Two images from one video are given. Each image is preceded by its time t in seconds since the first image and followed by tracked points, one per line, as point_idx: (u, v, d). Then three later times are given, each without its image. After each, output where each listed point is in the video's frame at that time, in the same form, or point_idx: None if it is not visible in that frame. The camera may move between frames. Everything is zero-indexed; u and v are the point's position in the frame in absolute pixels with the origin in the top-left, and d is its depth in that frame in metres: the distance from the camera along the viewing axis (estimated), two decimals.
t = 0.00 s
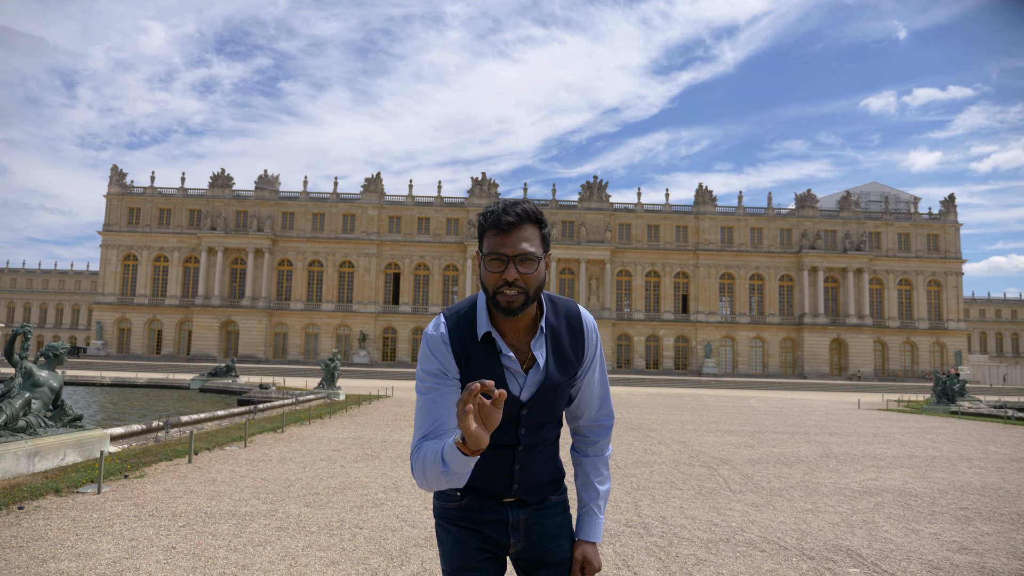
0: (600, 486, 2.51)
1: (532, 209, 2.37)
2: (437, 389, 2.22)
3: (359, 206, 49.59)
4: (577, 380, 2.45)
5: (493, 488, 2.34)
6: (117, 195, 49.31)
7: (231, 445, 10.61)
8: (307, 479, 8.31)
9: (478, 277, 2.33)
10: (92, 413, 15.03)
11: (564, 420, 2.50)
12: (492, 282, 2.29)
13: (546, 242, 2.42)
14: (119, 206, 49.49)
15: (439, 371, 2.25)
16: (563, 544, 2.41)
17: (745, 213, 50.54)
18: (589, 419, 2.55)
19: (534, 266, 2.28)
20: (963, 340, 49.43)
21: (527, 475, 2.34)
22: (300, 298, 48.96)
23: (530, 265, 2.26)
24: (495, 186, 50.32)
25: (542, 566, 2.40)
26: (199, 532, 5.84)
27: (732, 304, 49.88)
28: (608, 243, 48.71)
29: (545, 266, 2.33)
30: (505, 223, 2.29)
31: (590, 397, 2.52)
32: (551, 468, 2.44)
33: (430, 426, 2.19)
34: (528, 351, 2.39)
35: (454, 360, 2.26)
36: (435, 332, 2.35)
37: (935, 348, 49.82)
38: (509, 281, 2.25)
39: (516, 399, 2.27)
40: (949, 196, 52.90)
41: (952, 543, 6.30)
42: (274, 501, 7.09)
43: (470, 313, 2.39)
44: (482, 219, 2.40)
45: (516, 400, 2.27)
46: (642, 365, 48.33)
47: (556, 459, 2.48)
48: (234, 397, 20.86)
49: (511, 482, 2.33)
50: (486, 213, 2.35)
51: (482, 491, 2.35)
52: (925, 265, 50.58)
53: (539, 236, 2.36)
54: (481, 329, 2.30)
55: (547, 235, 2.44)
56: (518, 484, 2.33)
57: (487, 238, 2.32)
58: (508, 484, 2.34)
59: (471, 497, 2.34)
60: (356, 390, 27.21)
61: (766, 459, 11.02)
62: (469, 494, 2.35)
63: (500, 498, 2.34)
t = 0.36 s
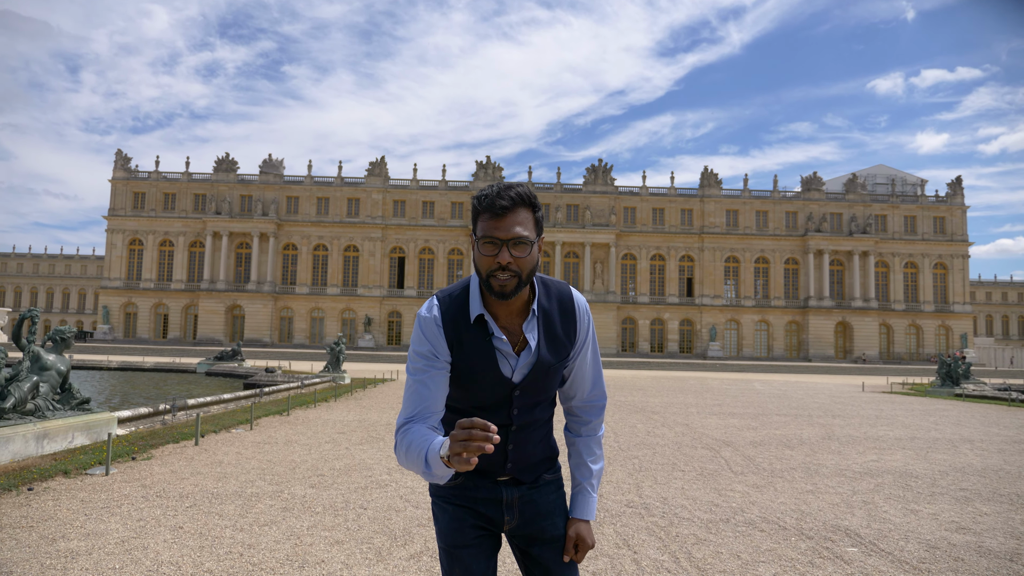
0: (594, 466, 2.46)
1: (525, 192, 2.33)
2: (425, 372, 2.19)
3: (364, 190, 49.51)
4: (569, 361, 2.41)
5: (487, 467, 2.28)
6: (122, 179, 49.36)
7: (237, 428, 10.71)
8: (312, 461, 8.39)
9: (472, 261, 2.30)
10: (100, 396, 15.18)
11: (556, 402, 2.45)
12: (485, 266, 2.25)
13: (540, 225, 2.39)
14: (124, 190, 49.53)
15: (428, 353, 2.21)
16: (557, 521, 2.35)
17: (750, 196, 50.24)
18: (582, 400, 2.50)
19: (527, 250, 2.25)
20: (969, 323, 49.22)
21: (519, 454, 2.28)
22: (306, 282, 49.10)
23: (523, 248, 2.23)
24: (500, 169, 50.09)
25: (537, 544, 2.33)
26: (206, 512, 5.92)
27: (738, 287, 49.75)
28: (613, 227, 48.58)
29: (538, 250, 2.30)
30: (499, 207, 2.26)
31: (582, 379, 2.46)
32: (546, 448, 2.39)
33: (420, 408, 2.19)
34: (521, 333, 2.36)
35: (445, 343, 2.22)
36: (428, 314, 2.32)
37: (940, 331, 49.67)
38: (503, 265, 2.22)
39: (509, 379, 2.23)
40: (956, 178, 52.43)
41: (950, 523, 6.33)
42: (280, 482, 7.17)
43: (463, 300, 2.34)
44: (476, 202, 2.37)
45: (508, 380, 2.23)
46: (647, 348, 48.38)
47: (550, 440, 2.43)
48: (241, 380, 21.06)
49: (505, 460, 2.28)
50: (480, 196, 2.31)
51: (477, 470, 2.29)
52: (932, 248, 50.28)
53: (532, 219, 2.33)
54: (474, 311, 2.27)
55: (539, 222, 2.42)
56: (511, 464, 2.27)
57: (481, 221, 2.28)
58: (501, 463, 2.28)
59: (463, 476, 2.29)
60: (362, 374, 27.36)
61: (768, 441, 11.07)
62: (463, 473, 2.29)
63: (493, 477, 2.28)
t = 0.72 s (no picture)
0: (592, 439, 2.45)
1: (517, 157, 2.33)
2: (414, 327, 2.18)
3: (369, 177, 49.46)
4: (563, 327, 2.40)
5: (485, 444, 2.26)
6: (127, 167, 49.42)
7: (243, 415, 10.80)
8: (317, 447, 8.46)
9: (463, 222, 2.29)
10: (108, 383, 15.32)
11: (552, 370, 2.44)
12: (478, 227, 2.25)
13: (531, 190, 2.39)
14: (130, 178, 49.60)
15: (417, 309, 2.22)
16: (558, 498, 2.32)
17: (757, 183, 49.94)
18: (576, 369, 2.48)
19: (518, 213, 2.24)
20: (975, 312, 48.98)
21: (517, 426, 2.26)
22: (311, 270, 49.23)
23: (515, 210, 2.22)
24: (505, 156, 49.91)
25: (537, 522, 2.28)
26: (212, 498, 5.98)
27: (743, 276, 49.59)
28: (618, 215, 48.43)
29: (528, 213, 2.30)
30: (492, 169, 2.25)
31: (576, 350, 2.46)
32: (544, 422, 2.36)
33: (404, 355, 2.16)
34: (514, 297, 2.37)
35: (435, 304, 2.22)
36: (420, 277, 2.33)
37: (946, 320, 49.45)
38: (495, 227, 2.21)
39: (503, 342, 2.21)
40: (964, 165, 51.99)
41: (951, 511, 6.34)
42: (285, 468, 7.24)
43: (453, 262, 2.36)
44: (468, 166, 2.37)
45: (502, 343, 2.21)
46: (652, 336, 48.37)
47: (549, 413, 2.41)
48: (247, 368, 21.20)
49: (503, 435, 2.26)
50: (473, 159, 2.31)
51: (475, 448, 2.27)
52: (939, 236, 49.92)
53: (523, 182, 2.32)
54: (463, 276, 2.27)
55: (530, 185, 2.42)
56: (510, 439, 2.25)
57: (472, 184, 2.28)
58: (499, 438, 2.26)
59: (461, 456, 2.28)
60: (367, 361, 27.49)
61: (771, 429, 11.08)
62: (461, 455, 2.28)
63: (493, 456, 2.26)
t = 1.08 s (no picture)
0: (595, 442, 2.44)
1: (528, 152, 2.33)
2: (426, 328, 2.12)
3: (372, 174, 49.46)
4: (570, 328, 2.38)
5: (484, 444, 2.19)
6: (131, 165, 49.51)
7: (247, 412, 10.84)
8: (321, 444, 8.49)
9: (472, 218, 2.29)
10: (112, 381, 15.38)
11: (558, 372, 2.41)
12: (487, 223, 2.25)
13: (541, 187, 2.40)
14: (134, 175, 49.68)
15: (428, 308, 2.15)
16: (561, 497, 2.23)
17: (760, 177, 49.80)
18: (584, 371, 2.45)
19: (528, 208, 2.25)
20: (980, 305, 48.82)
21: (519, 425, 2.21)
22: (315, 267, 49.31)
23: (524, 206, 2.22)
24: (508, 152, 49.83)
25: (530, 513, 2.18)
26: (216, 495, 6.01)
27: (747, 270, 49.48)
28: (621, 210, 48.33)
29: (538, 209, 2.30)
30: (501, 164, 2.25)
31: (581, 352, 2.43)
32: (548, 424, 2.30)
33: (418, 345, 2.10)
34: (520, 294, 2.35)
35: (443, 302, 2.19)
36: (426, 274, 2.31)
37: (951, 313, 49.24)
38: (504, 222, 2.22)
39: (507, 340, 2.19)
40: (969, 158, 51.71)
41: (954, 504, 6.33)
42: (289, 465, 7.27)
43: (462, 258, 2.35)
44: (477, 162, 2.36)
45: (506, 341, 2.19)
46: (656, 331, 48.31)
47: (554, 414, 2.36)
48: (252, 365, 21.28)
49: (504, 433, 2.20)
50: (482, 154, 2.31)
51: (476, 447, 2.21)
52: (943, 229, 49.73)
53: (534, 178, 2.33)
54: (470, 270, 2.26)
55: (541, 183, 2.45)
56: (511, 436, 2.19)
57: (483, 178, 2.28)
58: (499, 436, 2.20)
59: (462, 454, 2.21)
60: (370, 358, 27.55)
61: (775, 423, 11.07)
62: (460, 456, 2.22)
63: (494, 455, 2.19)
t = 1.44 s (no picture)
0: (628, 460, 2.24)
1: (551, 137, 2.21)
2: (432, 302, 2.05)
3: (374, 173, 49.47)
4: (597, 330, 2.20)
5: (501, 454, 2.07)
6: (133, 164, 49.61)
7: (251, 411, 10.86)
8: (325, 444, 8.49)
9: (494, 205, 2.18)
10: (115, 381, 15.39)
11: (589, 379, 2.24)
12: (508, 211, 2.13)
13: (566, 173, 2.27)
14: (136, 175, 49.80)
15: (444, 287, 2.08)
16: (583, 522, 2.07)
17: (762, 175, 49.76)
18: (615, 380, 2.26)
19: (551, 195, 2.12)
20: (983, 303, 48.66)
21: (539, 435, 2.06)
22: (317, 266, 49.38)
23: (545, 193, 2.09)
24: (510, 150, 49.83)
25: (549, 540, 2.06)
26: (220, 495, 6.02)
27: (750, 268, 49.40)
28: (624, 208, 48.30)
29: (562, 197, 2.17)
30: (523, 148, 2.13)
31: (614, 359, 2.25)
32: (575, 435, 2.13)
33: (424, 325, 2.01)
34: (543, 289, 2.20)
35: (462, 286, 2.10)
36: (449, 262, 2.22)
37: (954, 311, 49.08)
38: (524, 209, 2.09)
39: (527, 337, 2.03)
40: (972, 155, 51.51)
41: (958, 503, 6.31)
42: (293, 465, 7.28)
43: (484, 249, 2.24)
44: (500, 147, 2.26)
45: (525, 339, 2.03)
46: (658, 330, 48.24)
47: (583, 423, 2.20)
48: (255, 364, 21.30)
49: (523, 442, 2.06)
50: (505, 139, 2.20)
51: (492, 458, 2.09)
52: (946, 227, 49.57)
53: (558, 164, 2.19)
54: (491, 257, 2.15)
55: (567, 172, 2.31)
56: (529, 447, 2.05)
57: (504, 163, 2.17)
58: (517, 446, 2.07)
59: (479, 466, 2.09)
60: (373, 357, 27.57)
61: (777, 422, 11.06)
62: (477, 468, 2.10)
63: (510, 468, 2.06)
